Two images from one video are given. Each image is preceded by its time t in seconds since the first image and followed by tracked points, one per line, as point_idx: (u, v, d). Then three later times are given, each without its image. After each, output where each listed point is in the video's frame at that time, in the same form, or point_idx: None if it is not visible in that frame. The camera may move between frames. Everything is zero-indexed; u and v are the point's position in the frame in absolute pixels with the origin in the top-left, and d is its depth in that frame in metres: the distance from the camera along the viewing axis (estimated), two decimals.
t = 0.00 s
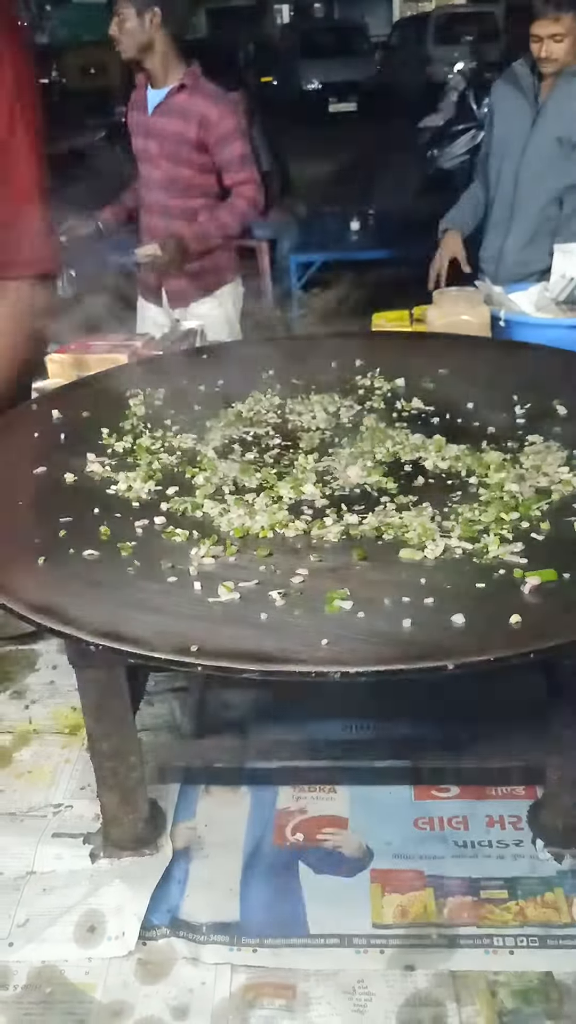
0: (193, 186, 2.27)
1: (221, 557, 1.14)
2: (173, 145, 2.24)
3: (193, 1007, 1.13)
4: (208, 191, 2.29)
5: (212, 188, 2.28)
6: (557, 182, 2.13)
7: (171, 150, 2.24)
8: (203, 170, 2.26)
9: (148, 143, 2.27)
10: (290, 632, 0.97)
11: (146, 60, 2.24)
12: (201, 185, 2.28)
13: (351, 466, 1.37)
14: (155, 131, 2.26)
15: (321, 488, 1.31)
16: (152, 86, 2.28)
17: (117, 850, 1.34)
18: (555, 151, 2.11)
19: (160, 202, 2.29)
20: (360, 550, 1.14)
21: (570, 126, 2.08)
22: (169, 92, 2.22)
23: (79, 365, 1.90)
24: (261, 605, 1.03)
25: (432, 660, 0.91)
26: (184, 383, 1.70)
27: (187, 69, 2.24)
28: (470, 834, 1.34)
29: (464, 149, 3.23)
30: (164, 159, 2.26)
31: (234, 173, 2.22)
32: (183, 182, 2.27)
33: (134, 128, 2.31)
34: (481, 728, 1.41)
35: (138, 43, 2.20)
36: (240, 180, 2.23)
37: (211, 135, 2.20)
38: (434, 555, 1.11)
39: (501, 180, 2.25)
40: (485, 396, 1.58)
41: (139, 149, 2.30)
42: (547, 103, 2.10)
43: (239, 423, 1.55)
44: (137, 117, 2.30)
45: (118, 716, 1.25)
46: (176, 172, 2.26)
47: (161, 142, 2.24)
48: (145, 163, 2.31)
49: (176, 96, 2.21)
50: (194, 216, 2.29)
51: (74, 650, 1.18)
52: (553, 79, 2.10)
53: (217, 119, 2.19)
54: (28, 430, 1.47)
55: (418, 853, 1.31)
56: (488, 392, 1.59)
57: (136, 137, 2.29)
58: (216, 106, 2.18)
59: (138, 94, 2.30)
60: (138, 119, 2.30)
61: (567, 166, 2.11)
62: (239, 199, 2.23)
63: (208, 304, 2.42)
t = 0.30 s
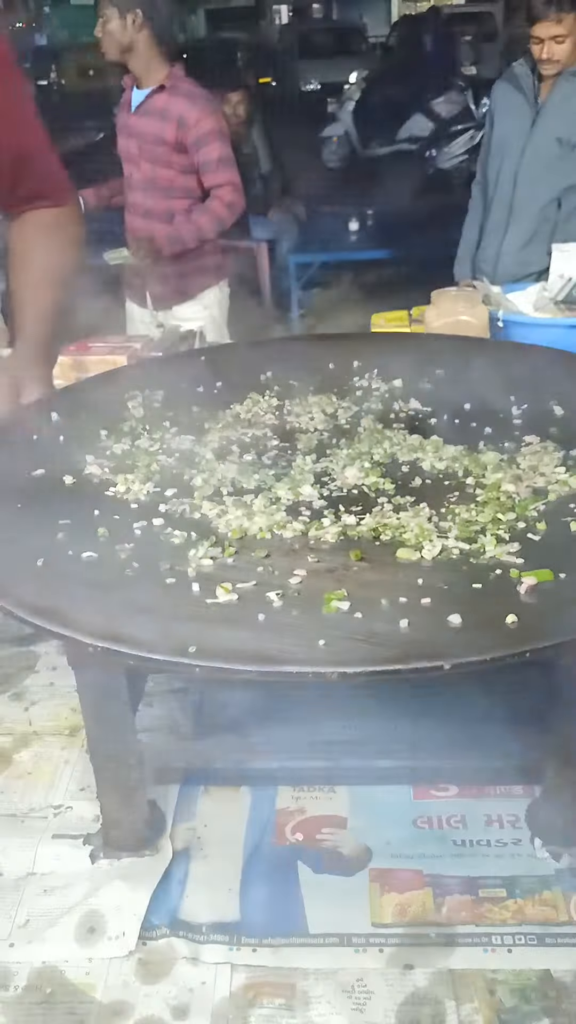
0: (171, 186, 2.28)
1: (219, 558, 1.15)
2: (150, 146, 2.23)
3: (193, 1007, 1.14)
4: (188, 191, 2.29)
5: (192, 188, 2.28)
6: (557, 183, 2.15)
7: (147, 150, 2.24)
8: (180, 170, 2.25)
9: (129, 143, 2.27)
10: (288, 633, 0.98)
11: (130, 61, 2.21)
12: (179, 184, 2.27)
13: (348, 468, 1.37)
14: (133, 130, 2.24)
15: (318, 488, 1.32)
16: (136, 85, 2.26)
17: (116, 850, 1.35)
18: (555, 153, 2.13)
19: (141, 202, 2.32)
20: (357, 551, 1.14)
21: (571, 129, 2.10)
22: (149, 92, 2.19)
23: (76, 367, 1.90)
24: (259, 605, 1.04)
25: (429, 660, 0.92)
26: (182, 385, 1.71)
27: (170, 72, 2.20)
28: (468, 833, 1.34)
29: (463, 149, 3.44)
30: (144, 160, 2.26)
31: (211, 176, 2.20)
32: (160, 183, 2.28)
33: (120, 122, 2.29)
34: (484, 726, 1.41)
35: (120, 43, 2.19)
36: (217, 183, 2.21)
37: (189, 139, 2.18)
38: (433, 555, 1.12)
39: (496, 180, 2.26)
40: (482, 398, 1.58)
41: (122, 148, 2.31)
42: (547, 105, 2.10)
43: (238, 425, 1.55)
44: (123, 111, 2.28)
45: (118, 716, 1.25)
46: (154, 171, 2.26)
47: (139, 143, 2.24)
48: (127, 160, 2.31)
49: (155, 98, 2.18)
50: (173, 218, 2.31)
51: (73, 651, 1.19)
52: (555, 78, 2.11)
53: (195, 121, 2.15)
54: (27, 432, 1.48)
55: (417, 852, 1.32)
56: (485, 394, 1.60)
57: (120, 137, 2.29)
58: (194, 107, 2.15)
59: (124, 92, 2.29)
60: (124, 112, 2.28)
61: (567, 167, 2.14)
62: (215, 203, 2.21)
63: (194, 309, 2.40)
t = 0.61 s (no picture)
0: (152, 194, 2.24)
1: (219, 562, 1.15)
2: (129, 154, 2.20)
3: (193, 1011, 1.14)
4: (168, 200, 2.25)
5: (171, 195, 2.25)
6: (552, 188, 2.14)
7: (127, 158, 2.20)
8: (160, 178, 2.22)
9: (109, 152, 2.23)
10: (287, 636, 0.98)
11: (110, 68, 2.19)
12: (160, 191, 2.24)
13: (346, 472, 1.37)
14: (112, 138, 2.21)
15: (317, 490, 1.33)
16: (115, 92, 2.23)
17: (117, 855, 1.35)
18: (549, 158, 2.13)
19: (121, 211, 2.28)
20: (356, 554, 1.15)
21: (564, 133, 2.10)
22: (128, 99, 2.16)
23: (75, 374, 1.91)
24: (258, 608, 1.04)
25: (428, 662, 0.92)
26: (181, 390, 1.71)
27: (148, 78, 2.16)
28: (469, 836, 1.35)
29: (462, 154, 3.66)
30: (123, 168, 2.23)
31: (191, 181, 2.17)
32: (141, 191, 2.23)
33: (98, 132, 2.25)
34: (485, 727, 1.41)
35: (100, 54, 2.18)
36: (197, 188, 2.18)
37: (168, 144, 2.15)
38: (432, 557, 1.12)
39: (493, 185, 2.27)
40: (481, 402, 1.58)
41: (101, 157, 2.27)
42: (541, 111, 2.11)
43: (237, 429, 1.56)
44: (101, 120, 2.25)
45: (118, 721, 1.25)
46: (134, 179, 2.22)
47: (118, 150, 2.20)
48: (106, 169, 2.27)
49: (133, 104, 2.15)
50: (154, 226, 2.27)
51: (74, 655, 1.19)
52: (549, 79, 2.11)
53: (175, 126, 2.13)
54: (27, 437, 1.48)
55: (418, 856, 1.32)
56: (484, 397, 1.60)
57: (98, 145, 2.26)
58: (173, 113, 2.13)
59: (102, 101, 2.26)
60: (102, 122, 2.24)
61: (562, 172, 2.13)
62: (196, 208, 2.18)
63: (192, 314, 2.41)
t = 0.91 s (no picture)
0: (131, 197, 2.23)
1: (222, 564, 1.15)
2: (107, 157, 2.19)
3: (197, 1014, 1.14)
4: (148, 203, 2.24)
5: (150, 197, 2.23)
6: (537, 194, 2.15)
7: (105, 161, 2.20)
8: (138, 181, 2.21)
9: (87, 156, 2.23)
10: (291, 638, 0.98)
11: (86, 76, 2.20)
12: (138, 194, 2.23)
13: (348, 474, 1.38)
14: (89, 143, 2.21)
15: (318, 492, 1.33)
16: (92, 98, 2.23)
17: (119, 858, 1.35)
18: (533, 163, 2.13)
19: (101, 215, 2.27)
20: (358, 556, 1.15)
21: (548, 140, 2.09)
22: (104, 104, 2.17)
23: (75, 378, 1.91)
24: (262, 610, 1.04)
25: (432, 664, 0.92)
26: (182, 393, 1.72)
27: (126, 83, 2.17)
28: (471, 839, 1.34)
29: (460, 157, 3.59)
30: (102, 172, 2.22)
31: (171, 183, 2.17)
32: (119, 193, 2.23)
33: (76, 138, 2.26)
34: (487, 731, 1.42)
35: (76, 61, 2.18)
36: (178, 190, 2.18)
37: (146, 146, 2.15)
38: (435, 559, 1.12)
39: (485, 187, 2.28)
40: (482, 405, 1.59)
41: (80, 163, 2.27)
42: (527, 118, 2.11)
43: (238, 431, 1.56)
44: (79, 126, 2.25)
45: (121, 723, 1.25)
46: (112, 182, 2.22)
47: (96, 154, 2.20)
48: (85, 173, 2.26)
49: (109, 108, 2.16)
50: (137, 229, 2.26)
51: (76, 658, 1.19)
52: (534, 78, 2.11)
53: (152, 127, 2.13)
54: (29, 440, 1.49)
55: (421, 858, 1.32)
56: (485, 399, 1.60)
57: (77, 150, 2.26)
58: (149, 116, 2.14)
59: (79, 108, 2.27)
60: (80, 128, 2.25)
61: (547, 179, 2.13)
62: (179, 210, 2.19)
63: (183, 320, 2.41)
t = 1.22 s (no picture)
0: (122, 193, 2.22)
1: (223, 562, 1.14)
2: (96, 153, 2.17)
3: (196, 1013, 1.13)
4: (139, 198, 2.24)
5: (141, 193, 2.23)
6: (510, 193, 2.13)
7: (95, 157, 2.18)
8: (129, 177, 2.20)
9: (76, 152, 2.21)
10: (292, 636, 0.97)
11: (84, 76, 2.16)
12: (130, 190, 2.22)
13: (348, 471, 1.37)
14: (77, 140, 2.19)
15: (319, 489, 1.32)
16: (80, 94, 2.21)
17: (119, 856, 1.35)
18: (507, 163, 2.12)
19: (90, 211, 2.25)
20: (360, 555, 1.14)
21: (520, 140, 2.07)
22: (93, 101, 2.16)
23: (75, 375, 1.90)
24: (263, 608, 1.03)
25: (434, 662, 0.91)
26: (182, 390, 1.71)
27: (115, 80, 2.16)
28: (472, 837, 1.34)
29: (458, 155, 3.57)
30: (91, 167, 2.20)
31: (163, 178, 2.17)
32: (109, 190, 2.21)
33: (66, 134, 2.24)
34: (486, 732, 1.41)
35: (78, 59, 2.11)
36: (171, 184, 2.19)
37: (139, 143, 2.15)
38: (436, 558, 1.11)
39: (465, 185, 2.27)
40: (484, 402, 1.58)
41: (69, 159, 2.25)
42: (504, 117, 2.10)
43: (238, 429, 1.55)
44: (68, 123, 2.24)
45: (121, 720, 1.25)
46: (102, 178, 2.20)
47: (85, 151, 2.18)
48: (74, 170, 2.24)
49: (100, 105, 2.15)
50: (129, 224, 2.25)
51: (76, 654, 1.18)
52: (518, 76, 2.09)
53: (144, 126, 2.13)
54: (29, 436, 1.48)
55: (421, 857, 1.31)
56: (486, 397, 1.60)
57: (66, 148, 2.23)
58: (140, 112, 2.13)
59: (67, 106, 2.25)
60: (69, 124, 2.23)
61: (519, 179, 2.12)
62: (171, 204, 2.18)
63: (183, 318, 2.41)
